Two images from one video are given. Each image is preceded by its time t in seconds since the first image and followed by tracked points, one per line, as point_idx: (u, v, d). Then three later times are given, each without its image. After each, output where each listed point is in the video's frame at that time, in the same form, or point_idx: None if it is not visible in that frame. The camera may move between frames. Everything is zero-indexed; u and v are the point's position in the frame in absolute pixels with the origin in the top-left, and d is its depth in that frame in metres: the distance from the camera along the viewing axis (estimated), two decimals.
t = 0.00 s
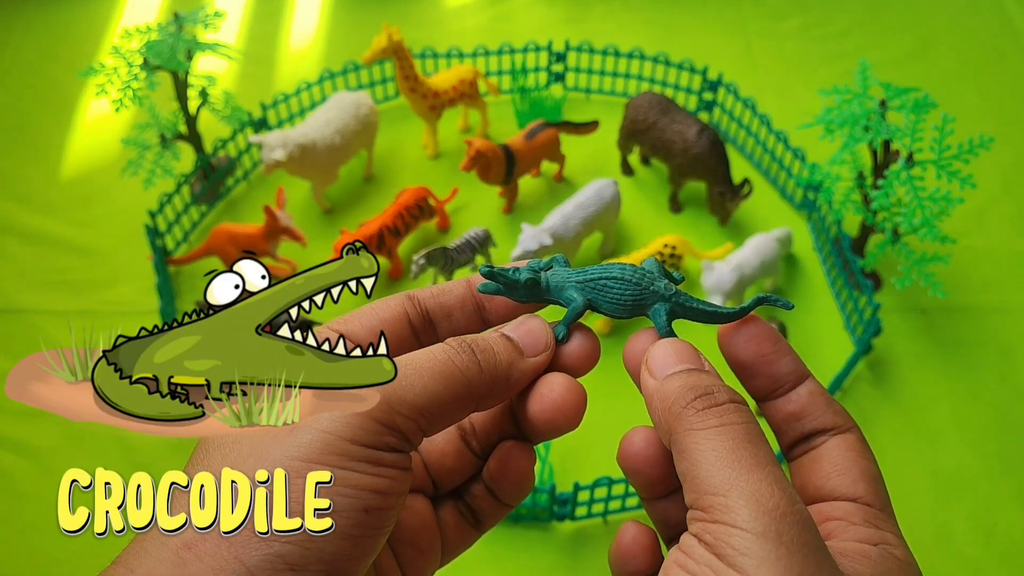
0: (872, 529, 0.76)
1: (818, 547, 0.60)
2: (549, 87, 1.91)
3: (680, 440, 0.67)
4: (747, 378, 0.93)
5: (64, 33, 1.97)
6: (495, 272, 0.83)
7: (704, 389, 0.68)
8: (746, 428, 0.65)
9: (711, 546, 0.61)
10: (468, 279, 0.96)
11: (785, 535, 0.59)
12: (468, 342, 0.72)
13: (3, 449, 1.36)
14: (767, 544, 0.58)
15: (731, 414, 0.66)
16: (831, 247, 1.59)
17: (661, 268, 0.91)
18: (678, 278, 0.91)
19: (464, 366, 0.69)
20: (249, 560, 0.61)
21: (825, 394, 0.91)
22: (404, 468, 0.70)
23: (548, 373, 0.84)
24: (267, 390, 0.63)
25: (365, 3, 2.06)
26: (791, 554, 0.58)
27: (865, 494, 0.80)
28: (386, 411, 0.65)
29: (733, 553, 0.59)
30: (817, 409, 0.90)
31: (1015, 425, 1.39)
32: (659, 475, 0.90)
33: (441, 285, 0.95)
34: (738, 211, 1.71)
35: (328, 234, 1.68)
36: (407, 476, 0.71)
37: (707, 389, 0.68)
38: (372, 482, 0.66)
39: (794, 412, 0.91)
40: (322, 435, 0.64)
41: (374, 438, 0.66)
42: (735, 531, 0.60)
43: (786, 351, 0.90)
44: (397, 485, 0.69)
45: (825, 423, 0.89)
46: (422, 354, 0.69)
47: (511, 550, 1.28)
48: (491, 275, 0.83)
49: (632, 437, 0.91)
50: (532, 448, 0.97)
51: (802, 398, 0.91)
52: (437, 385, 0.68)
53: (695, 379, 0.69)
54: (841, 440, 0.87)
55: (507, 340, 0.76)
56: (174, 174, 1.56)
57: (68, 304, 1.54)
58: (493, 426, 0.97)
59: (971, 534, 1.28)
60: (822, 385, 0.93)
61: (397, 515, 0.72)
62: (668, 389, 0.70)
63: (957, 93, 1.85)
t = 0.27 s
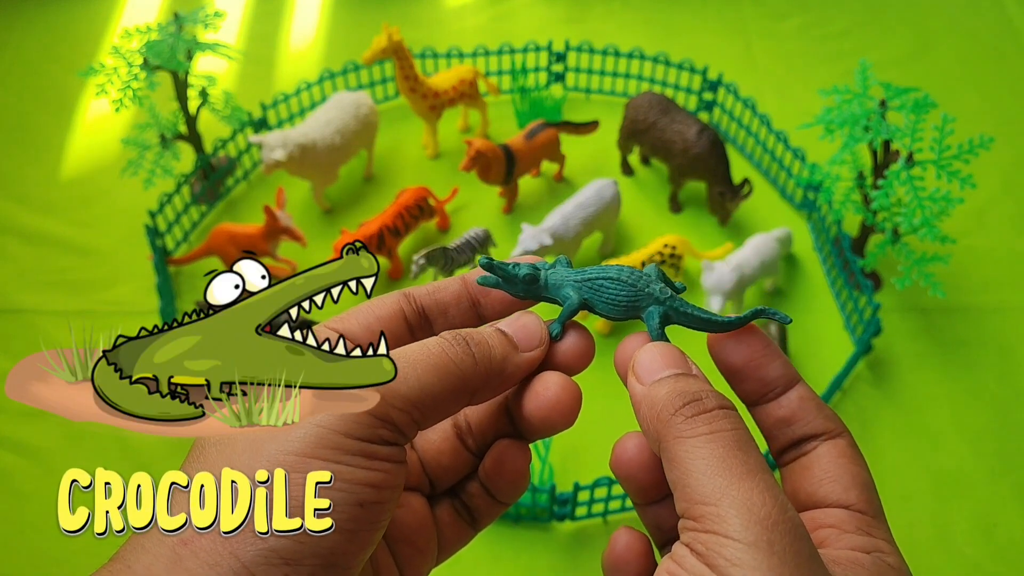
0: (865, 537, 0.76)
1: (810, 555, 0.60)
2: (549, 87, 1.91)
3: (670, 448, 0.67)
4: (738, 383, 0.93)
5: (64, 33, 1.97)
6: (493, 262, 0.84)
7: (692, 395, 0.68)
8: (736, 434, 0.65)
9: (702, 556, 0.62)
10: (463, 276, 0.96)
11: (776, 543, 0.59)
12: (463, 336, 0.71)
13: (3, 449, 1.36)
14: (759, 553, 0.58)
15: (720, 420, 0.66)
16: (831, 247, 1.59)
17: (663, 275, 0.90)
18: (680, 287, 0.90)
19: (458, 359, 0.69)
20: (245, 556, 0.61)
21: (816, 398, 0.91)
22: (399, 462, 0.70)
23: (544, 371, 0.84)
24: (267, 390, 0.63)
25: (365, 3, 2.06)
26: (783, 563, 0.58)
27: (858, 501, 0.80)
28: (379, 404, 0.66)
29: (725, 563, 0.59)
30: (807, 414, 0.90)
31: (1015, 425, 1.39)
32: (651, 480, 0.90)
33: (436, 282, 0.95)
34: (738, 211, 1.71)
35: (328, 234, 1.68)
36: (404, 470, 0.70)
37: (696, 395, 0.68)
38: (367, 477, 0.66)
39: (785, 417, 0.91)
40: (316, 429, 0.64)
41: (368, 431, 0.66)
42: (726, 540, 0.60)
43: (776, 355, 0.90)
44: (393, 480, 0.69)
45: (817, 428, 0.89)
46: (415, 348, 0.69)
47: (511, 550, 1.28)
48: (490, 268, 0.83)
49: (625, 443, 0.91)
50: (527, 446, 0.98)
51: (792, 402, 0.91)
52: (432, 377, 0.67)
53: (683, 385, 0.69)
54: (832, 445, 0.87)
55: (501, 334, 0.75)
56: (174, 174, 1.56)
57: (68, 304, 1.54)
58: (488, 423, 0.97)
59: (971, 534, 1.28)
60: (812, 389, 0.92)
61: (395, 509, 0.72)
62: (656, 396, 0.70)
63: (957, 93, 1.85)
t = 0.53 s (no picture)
0: (861, 537, 0.76)
1: (804, 556, 0.60)
2: (549, 87, 1.91)
3: (664, 450, 0.67)
4: (734, 382, 0.93)
5: (64, 33, 1.97)
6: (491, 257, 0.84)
7: (685, 397, 0.68)
8: (729, 435, 0.65)
9: (697, 558, 0.62)
10: (461, 274, 0.96)
11: (770, 545, 0.59)
12: (460, 333, 0.72)
13: (4, 449, 1.36)
14: (753, 555, 0.58)
15: (713, 421, 0.66)
16: (831, 247, 1.60)
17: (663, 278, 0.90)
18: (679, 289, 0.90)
19: (454, 355, 0.69)
20: (242, 552, 0.61)
21: (812, 399, 0.91)
22: (395, 459, 0.70)
23: (542, 369, 0.84)
24: (267, 390, 0.63)
25: (365, 3, 2.06)
26: (778, 564, 0.58)
27: (853, 501, 0.80)
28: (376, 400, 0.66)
29: (719, 565, 0.59)
30: (803, 414, 0.90)
31: (1015, 425, 1.39)
32: (646, 481, 0.90)
33: (434, 282, 0.95)
34: (737, 211, 1.71)
35: (328, 234, 1.68)
36: (400, 467, 0.71)
37: (689, 396, 0.68)
38: (363, 473, 0.66)
39: (781, 417, 0.91)
40: (313, 425, 0.65)
41: (364, 427, 0.66)
42: (720, 542, 0.60)
43: (771, 355, 0.91)
44: (389, 477, 0.69)
45: (813, 428, 0.89)
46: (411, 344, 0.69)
47: (511, 550, 1.28)
48: (490, 263, 0.84)
49: (620, 444, 0.91)
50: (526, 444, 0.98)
51: (788, 402, 0.91)
52: (429, 372, 0.68)
53: (676, 386, 0.69)
54: (828, 445, 0.87)
55: (498, 332, 0.75)
56: (174, 174, 1.56)
57: (69, 304, 1.54)
58: (487, 421, 0.97)
59: (971, 534, 1.28)
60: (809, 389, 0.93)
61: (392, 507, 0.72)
62: (649, 397, 0.70)
63: (957, 93, 1.85)
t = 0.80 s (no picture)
0: (863, 529, 0.76)
1: (809, 549, 0.60)
2: (549, 87, 1.91)
3: (669, 442, 0.67)
4: (723, 372, 0.92)
5: (63, 33, 1.97)
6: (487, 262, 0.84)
7: (690, 389, 0.67)
8: (734, 428, 0.65)
9: (702, 550, 0.62)
10: (461, 272, 0.96)
11: (773, 537, 0.59)
12: (460, 332, 0.72)
13: (3, 449, 1.36)
14: (758, 547, 0.58)
15: (718, 415, 0.66)
16: (831, 247, 1.60)
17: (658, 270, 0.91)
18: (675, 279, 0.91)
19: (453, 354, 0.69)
20: (238, 553, 0.61)
21: (802, 390, 0.91)
22: (390, 457, 0.70)
23: (541, 369, 0.84)
24: (267, 390, 0.63)
25: (365, 3, 2.06)
26: (781, 556, 0.58)
27: (853, 494, 0.80)
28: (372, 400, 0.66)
29: (724, 557, 0.60)
30: (794, 405, 0.89)
31: (1015, 425, 1.39)
32: (649, 474, 0.91)
33: (434, 280, 0.95)
34: (737, 211, 1.70)
35: (328, 234, 1.68)
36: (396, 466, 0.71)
37: (694, 389, 0.68)
38: (359, 473, 0.66)
39: (771, 408, 0.91)
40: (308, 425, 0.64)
41: (360, 427, 0.66)
42: (725, 534, 0.60)
43: (761, 345, 0.90)
44: (384, 475, 0.69)
45: (803, 420, 0.88)
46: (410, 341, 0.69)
47: (512, 550, 1.28)
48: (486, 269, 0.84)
49: (624, 437, 0.91)
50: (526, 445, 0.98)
51: (778, 393, 0.90)
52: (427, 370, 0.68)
53: (682, 379, 0.69)
54: (820, 438, 0.87)
55: (500, 332, 0.75)
56: (174, 174, 1.56)
57: (69, 304, 1.54)
58: (487, 422, 0.97)
59: (971, 533, 1.28)
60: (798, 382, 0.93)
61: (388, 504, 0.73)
62: (654, 390, 0.70)
63: (957, 93, 1.85)
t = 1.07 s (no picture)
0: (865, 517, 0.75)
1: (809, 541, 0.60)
2: (549, 87, 1.91)
3: (676, 428, 0.66)
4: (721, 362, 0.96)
5: (63, 32, 1.97)
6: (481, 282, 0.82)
7: (703, 377, 0.66)
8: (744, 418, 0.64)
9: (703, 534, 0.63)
10: (459, 264, 0.96)
11: (773, 529, 0.59)
12: (465, 333, 0.72)
13: (4, 449, 1.36)
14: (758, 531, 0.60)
15: (729, 404, 0.64)
16: (831, 247, 1.60)
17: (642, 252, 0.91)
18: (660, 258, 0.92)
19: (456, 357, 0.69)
20: (235, 557, 0.62)
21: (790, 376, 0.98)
22: (390, 459, 0.71)
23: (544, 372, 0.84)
24: (267, 390, 0.63)
25: (365, 3, 2.06)
26: (780, 549, 0.58)
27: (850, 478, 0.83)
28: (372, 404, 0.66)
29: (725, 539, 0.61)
30: (789, 395, 0.97)
31: (1015, 424, 1.39)
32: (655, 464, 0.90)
33: (433, 273, 0.95)
34: (737, 211, 1.70)
35: (328, 234, 1.68)
36: (394, 468, 0.72)
37: (707, 377, 0.67)
38: (357, 477, 0.67)
39: (767, 398, 0.97)
40: (307, 429, 0.65)
41: (358, 430, 0.67)
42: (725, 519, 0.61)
43: (754, 335, 0.95)
44: (383, 478, 0.70)
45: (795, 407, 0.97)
46: (413, 342, 0.69)
47: (512, 550, 1.28)
48: (478, 288, 0.84)
49: (631, 426, 0.91)
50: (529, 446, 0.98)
51: (773, 383, 0.96)
52: (429, 373, 0.68)
53: (695, 366, 0.68)
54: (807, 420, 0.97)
55: (507, 337, 0.76)
56: (174, 174, 1.56)
57: (69, 304, 1.54)
58: (491, 424, 0.97)
59: (971, 533, 1.28)
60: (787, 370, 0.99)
61: (388, 507, 0.74)
62: (667, 374, 0.69)
63: (957, 93, 1.85)
